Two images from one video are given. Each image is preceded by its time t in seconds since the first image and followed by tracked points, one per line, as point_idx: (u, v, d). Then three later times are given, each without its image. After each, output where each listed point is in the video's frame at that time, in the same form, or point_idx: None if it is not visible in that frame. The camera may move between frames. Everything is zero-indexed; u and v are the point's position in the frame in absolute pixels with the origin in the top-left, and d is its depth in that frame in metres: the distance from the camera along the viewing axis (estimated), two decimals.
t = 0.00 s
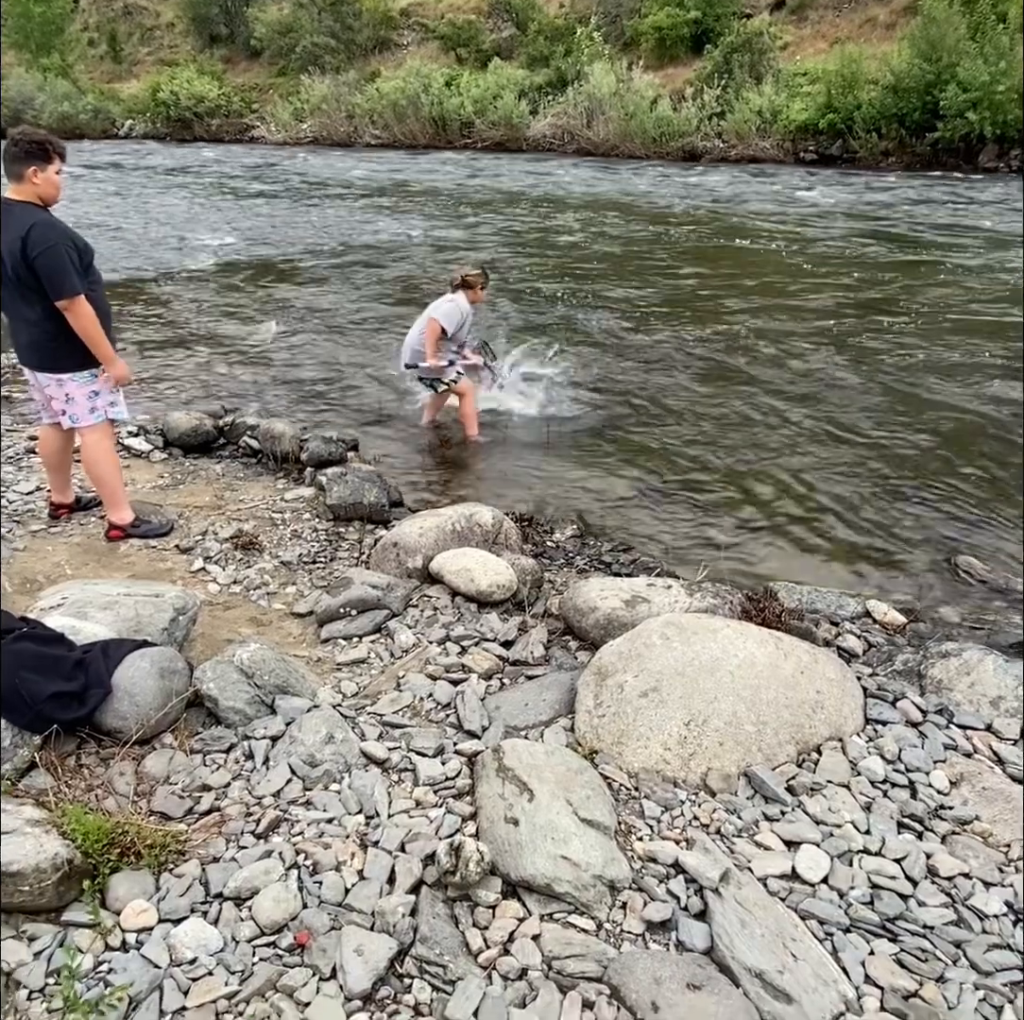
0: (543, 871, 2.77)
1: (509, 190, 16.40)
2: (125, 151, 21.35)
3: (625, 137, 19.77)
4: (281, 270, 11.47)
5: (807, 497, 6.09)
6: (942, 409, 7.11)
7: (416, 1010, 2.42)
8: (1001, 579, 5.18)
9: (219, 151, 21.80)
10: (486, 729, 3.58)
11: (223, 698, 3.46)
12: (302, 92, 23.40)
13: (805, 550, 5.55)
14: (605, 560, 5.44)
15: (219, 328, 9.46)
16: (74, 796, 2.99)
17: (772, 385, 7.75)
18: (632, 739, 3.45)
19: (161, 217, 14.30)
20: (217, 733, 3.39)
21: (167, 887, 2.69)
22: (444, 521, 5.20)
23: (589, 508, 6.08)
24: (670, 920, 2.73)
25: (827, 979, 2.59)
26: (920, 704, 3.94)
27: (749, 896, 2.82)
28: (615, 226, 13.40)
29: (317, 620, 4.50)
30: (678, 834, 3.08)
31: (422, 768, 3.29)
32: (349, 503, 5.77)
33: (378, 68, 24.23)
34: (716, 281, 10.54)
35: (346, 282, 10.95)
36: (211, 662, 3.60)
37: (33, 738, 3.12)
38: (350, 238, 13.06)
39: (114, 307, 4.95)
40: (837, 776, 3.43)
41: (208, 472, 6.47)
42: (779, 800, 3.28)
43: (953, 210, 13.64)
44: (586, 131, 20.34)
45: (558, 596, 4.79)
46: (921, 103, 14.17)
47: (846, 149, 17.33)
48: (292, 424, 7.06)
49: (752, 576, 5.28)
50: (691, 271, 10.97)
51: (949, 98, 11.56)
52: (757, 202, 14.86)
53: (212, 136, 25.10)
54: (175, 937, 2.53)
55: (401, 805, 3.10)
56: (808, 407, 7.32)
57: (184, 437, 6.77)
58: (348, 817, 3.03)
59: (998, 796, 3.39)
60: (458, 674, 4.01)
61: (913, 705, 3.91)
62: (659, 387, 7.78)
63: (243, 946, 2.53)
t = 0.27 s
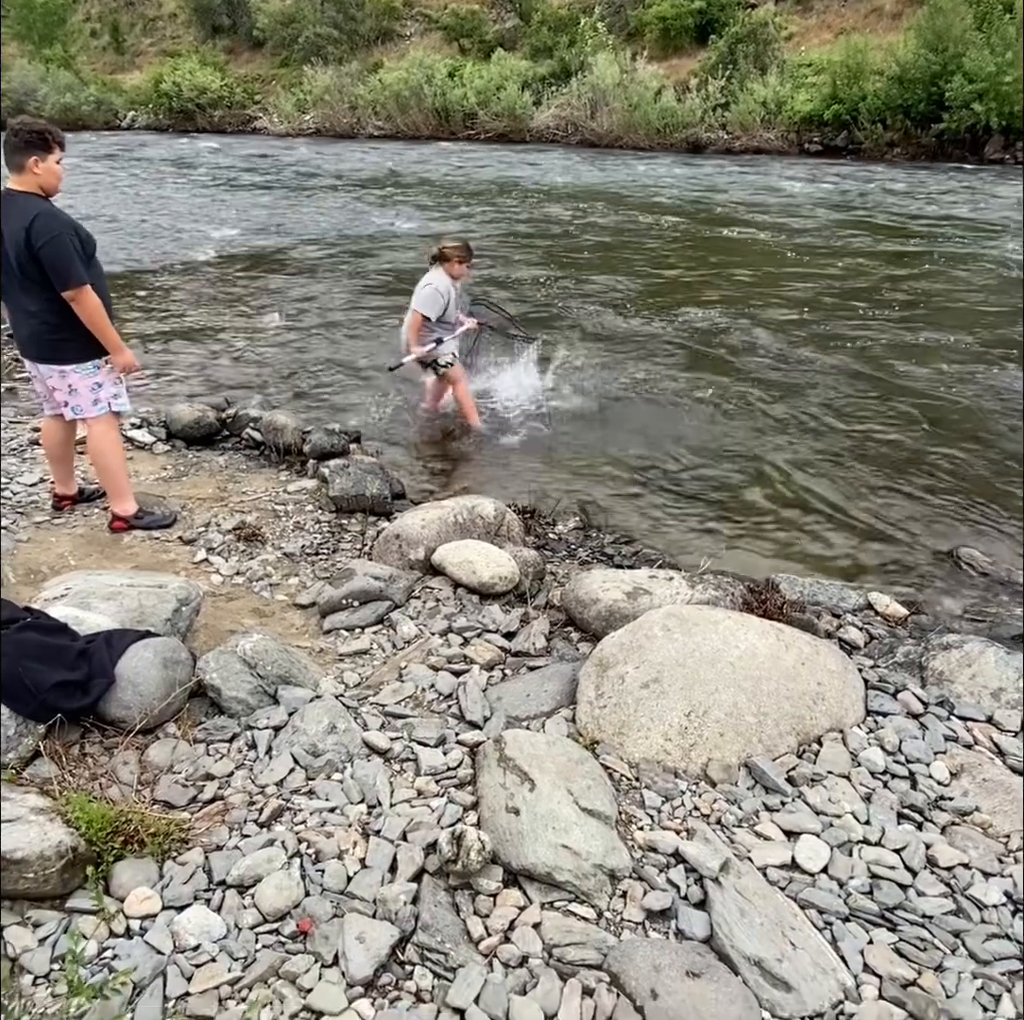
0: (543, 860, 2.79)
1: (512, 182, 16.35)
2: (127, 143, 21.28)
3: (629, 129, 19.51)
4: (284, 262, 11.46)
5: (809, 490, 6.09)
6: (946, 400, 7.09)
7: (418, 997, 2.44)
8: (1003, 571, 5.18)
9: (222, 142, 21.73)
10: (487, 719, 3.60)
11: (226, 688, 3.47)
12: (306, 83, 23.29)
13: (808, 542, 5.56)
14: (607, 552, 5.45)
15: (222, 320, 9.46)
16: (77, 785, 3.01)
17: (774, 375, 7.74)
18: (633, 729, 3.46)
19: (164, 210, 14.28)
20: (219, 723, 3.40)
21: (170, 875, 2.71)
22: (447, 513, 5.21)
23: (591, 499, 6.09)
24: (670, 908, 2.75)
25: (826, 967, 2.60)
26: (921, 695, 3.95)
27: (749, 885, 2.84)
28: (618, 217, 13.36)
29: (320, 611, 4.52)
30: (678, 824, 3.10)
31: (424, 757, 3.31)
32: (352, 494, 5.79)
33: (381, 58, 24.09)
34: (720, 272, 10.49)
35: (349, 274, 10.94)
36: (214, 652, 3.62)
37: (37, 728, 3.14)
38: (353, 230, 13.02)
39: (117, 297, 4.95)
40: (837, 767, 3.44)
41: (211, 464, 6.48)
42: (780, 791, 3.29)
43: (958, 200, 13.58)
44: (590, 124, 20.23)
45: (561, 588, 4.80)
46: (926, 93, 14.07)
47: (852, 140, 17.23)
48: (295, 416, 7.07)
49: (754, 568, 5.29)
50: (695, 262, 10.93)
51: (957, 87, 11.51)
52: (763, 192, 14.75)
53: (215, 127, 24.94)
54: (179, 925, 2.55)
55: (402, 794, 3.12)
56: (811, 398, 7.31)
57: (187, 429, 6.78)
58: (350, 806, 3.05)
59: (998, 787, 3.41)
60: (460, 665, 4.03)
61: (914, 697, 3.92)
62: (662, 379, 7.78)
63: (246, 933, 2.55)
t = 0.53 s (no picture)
0: (541, 849, 2.80)
1: (517, 171, 16.26)
2: (131, 136, 21.24)
3: (634, 120, 18.79)
4: (288, 253, 11.44)
5: (812, 482, 6.08)
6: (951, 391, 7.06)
7: (415, 985, 2.45)
8: (1006, 563, 5.17)
9: (226, 134, 21.66)
10: (487, 710, 3.62)
11: (227, 678, 3.49)
12: (310, 74, 23.14)
13: (810, 534, 5.56)
14: (608, 544, 5.46)
15: (226, 312, 9.46)
16: (78, 774, 3.03)
17: (778, 366, 7.72)
18: (632, 720, 3.47)
19: (168, 202, 14.27)
20: (220, 713, 3.42)
21: (169, 864, 2.73)
22: (448, 505, 5.22)
23: (593, 491, 6.09)
24: (667, 898, 2.76)
25: (822, 957, 2.61)
26: (921, 687, 3.95)
27: (745, 876, 2.85)
28: (623, 207, 13.29)
29: (321, 603, 4.53)
30: (676, 815, 3.11)
31: (424, 747, 3.33)
32: (354, 487, 5.79)
33: (385, 48, 23.90)
34: (725, 262, 10.43)
35: (353, 266, 10.92)
36: (215, 643, 3.63)
37: (39, 718, 3.16)
38: (356, 222, 12.98)
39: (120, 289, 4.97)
40: (835, 759, 3.45)
41: (213, 456, 6.50)
42: (778, 782, 3.30)
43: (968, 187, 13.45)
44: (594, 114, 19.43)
45: (562, 579, 4.81)
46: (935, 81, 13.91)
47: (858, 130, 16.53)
48: (298, 408, 7.07)
49: (756, 560, 5.29)
50: (700, 252, 10.88)
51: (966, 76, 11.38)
52: (768, 182, 14.64)
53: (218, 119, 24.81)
54: (178, 912, 2.57)
55: (401, 784, 3.13)
56: (815, 389, 7.29)
57: (190, 421, 6.79)
58: (349, 796, 3.06)
59: (997, 778, 3.41)
60: (460, 656, 4.04)
61: (914, 689, 3.92)
62: (665, 370, 7.77)
63: (244, 921, 2.58)
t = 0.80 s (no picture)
0: (543, 840, 2.81)
1: (525, 162, 16.14)
2: (138, 128, 21.15)
3: (642, 111, 17.52)
4: (294, 246, 11.41)
5: (818, 474, 6.06)
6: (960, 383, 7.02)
7: (416, 974, 2.47)
8: (1014, 556, 5.14)
9: (232, 125, 21.52)
10: (491, 701, 3.62)
11: (231, 668, 3.50)
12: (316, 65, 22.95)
13: (816, 527, 5.55)
14: (614, 536, 5.45)
15: (233, 304, 9.45)
16: (83, 763, 3.05)
17: (785, 357, 7.68)
18: (636, 711, 3.47)
19: (175, 194, 14.23)
20: (224, 703, 3.43)
21: (173, 852, 2.75)
22: (453, 497, 5.22)
23: (599, 484, 6.09)
24: (669, 889, 2.77)
25: (824, 949, 2.62)
26: (926, 680, 3.94)
27: (747, 867, 2.85)
28: (632, 197, 13.20)
29: (326, 594, 4.54)
30: (678, 806, 3.11)
31: (427, 738, 3.33)
32: (359, 479, 5.79)
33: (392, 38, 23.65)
34: (734, 252, 10.33)
35: (360, 258, 10.89)
36: (219, 633, 3.64)
37: (46, 706, 3.17)
38: (363, 215, 12.90)
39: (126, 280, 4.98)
40: (839, 751, 3.44)
41: (220, 448, 6.51)
42: (781, 774, 3.30)
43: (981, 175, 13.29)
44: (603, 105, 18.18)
45: (566, 572, 4.80)
46: (947, 70, 13.71)
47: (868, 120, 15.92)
48: (304, 400, 7.07)
49: (761, 553, 5.28)
50: (708, 242, 10.81)
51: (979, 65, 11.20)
52: (781, 172, 14.38)
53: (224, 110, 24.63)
54: (182, 900, 2.58)
55: (404, 774, 3.15)
56: (822, 381, 7.26)
57: (197, 413, 6.80)
58: (352, 786, 3.07)
59: (1002, 772, 3.40)
60: (464, 648, 4.05)
61: (919, 681, 3.92)
62: (671, 362, 7.74)
63: (247, 909, 2.59)
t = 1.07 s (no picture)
0: (549, 824, 2.83)
1: (535, 152, 16.05)
2: (147, 121, 21.11)
3: (654, 102, 17.21)
4: (304, 237, 11.41)
5: (827, 465, 6.06)
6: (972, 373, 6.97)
7: (422, 954, 2.49)
8: None
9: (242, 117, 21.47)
10: (498, 688, 3.65)
11: (241, 654, 3.53)
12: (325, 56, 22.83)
13: (825, 518, 5.55)
14: (622, 527, 5.46)
15: (243, 295, 9.47)
16: (95, 746, 3.09)
17: (796, 347, 7.66)
18: (642, 698, 3.49)
19: (186, 186, 14.24)
20: (234, 688, 3.47)
21: (184, 833, 2.78)
22: (462, 487, 5.23)
23: (608, 474, 6.10)
24: (673, 874, 2.79)
25: (828, 934, 2.63)
26: (934, 670, 3.94)
27: (752, 852, 2.86)
28: (643, 186, 13.12)
29: (335, 582, 4.57)
30: (684, 793, 3.12)
31: (434, 724, 3.36)
32: (368, 469, 5.82)
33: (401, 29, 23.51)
34: (745, 242, 10.23)
35: (369, 248, 10.88)
36: (229, 620, 3.67)
37: (58, 691, 3.21)
38: (374, 206, 12.85)
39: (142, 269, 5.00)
40: (845, 739, 3.45)
41: (230, 437, 6.54)
42: (787, 761, 3.31)
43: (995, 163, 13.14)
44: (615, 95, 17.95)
45: (574, 561, 4.82)
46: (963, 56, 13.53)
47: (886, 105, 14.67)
48: (314, 390, 7.09)
49: (770, 543, 5.28)
50: (719, 230, 10.75)
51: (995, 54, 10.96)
52: (794, 163, 14.18)
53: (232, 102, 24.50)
54: (192, 880, 2.62)
55: (412, 759, 3.17)
56: (832, 370, 7.23)
57: (207, 403, 6.83)
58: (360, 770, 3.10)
59: (1009, 761, 3.40)
60: (472, 635, 4.07)
61: (927, 670, 3.92)
62: (680, 352, 7.72)
63: (255, 889, 2.62)
